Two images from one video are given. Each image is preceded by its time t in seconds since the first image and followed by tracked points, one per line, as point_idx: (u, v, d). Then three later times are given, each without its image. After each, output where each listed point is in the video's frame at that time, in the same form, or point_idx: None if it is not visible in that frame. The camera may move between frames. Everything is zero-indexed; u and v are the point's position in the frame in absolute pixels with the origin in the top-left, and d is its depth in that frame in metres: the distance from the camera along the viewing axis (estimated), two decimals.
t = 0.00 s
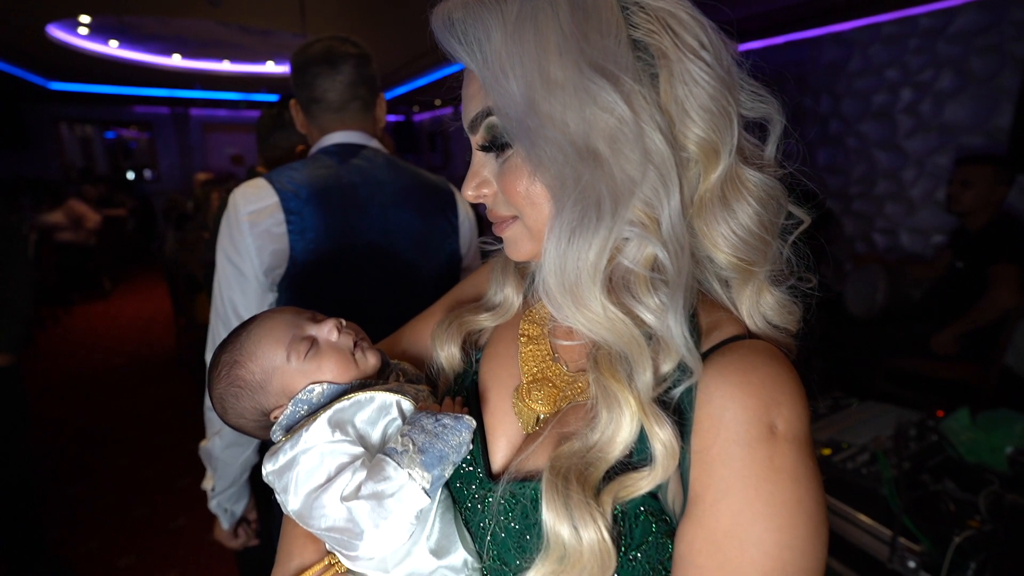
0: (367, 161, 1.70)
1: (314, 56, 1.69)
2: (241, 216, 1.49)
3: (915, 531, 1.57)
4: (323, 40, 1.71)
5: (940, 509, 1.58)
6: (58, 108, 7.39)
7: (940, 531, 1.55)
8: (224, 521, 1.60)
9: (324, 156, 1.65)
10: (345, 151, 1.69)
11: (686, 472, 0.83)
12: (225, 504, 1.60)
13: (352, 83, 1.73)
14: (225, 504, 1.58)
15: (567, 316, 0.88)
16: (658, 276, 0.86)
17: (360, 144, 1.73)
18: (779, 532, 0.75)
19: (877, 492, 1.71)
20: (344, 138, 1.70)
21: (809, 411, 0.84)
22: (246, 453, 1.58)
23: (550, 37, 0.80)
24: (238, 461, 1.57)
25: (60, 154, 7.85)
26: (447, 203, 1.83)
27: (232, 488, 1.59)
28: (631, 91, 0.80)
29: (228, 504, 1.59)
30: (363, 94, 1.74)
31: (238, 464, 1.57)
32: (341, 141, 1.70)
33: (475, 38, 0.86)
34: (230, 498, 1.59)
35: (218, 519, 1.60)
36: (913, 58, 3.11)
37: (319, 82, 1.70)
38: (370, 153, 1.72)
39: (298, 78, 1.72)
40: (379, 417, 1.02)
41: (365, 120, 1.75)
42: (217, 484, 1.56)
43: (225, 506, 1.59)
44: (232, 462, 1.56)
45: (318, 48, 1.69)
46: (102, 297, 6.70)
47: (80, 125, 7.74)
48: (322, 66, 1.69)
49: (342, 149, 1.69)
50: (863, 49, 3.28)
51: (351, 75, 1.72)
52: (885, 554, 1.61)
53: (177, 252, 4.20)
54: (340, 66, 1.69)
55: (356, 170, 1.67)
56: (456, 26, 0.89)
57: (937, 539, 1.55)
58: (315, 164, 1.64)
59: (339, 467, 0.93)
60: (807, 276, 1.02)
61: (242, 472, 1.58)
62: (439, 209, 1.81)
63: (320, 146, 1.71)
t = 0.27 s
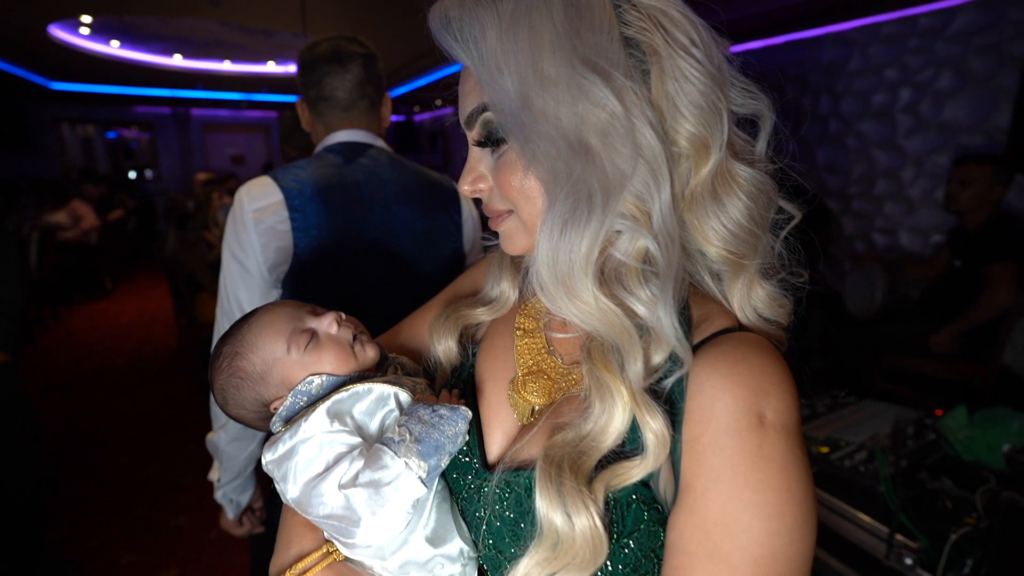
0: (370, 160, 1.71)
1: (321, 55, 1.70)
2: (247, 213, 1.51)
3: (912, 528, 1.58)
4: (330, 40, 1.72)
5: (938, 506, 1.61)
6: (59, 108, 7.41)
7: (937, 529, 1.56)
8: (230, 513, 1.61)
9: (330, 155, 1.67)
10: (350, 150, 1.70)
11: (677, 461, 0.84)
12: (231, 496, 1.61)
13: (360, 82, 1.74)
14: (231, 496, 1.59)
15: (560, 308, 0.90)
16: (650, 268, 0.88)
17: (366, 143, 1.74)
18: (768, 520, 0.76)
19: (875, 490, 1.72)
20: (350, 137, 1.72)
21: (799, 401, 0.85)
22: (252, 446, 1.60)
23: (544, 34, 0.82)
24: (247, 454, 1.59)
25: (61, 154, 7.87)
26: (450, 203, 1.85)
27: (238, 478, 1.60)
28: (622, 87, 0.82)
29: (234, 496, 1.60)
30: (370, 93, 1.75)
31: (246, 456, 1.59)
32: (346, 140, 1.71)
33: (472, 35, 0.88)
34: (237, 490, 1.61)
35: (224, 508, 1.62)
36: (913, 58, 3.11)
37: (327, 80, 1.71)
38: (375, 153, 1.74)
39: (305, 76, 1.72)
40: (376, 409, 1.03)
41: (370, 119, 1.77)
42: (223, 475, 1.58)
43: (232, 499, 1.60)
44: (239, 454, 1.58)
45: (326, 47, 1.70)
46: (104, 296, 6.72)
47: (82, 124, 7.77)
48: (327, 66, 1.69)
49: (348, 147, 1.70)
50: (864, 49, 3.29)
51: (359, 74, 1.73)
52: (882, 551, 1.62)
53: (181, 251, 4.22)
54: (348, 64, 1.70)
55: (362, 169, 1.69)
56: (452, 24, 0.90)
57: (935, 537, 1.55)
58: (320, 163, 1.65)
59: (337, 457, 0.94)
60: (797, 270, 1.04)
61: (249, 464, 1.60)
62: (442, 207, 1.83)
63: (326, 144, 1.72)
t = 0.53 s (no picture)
0: (374, 159, 1.73)
1: (330, 52, 1.70)
2: (253, 211, 1.54)
3: (910, 526, 1.59)
4: (338, 38, 1.73)
5: (935, 504, 1.62)
6: (61, 108, 7.44)
7: (935, 525, 1.57)
8: (237, 498, 1.68)
9: (336, 153, 1.69)
10: (357, 148, 1.72)
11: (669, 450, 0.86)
12: (238, 483, 1.67)
13: (368, 81, 1.75)
14: (237, 483, 1.65)
15: (556, 300, 0.92)
16: (644, 260, 0.90)
17: (373, 142, 1.76)
18: (759, 508, 0.77)
19: (873, 488, 1.72)
20: (356, 135, 1.73)
21: (792, 393, 0.86)
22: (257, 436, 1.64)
23: (539, 31, 0.83)
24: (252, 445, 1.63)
25: (63, 153, 7.89)
26: (454, 202, 1.87)
27: (243, 467, 1.65)
28: (616, 82, 0.83)
29: (239, 483, 1.66)
30: (377, 93, 1.77)
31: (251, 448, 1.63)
32: (351, 138, 1.73)
33: (469, 33, 0.89)
34: (242, 478, 1.66)
35: (231, 494, 1.68)
36: (914, 58, 3.12)
37: (337, 78, 1.72)
38: (380, 152, 1.75)
39: (313, 73, 1.72)
40: (375, 400, 1.05)
41: (376, 118, 1.78)
42: (230, 465, 1.63)
43: (239, 485, 1.67)
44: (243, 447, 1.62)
45: (334, 45, 1.72)
46: (105, 295, 6.74)
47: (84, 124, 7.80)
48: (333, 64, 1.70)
49: (354, 145, 1.72)
50: (865, 49, 3.30)
51: (368, 73, 1.74)
52: (881, 548, 1.63)
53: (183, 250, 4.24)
54: (356, 64, 1.71)
55: (367, 167, 1.71)
56: (450, 22, 0.92)
57: (933, 535, 1.56)
58: (326, 160, 1.67)
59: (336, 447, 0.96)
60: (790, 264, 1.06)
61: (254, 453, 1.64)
62: (446, 206, 1.84)
63: (332, 141, 1.73)
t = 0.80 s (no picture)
0: (377, 156, 1.75)
1: (335, 50, 1.72)
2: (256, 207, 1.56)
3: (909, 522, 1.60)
4: (344, 36, 1.74)
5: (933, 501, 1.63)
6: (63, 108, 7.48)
7: (933, 523, 1.58)
8: (243, 486, 1.70)
9: (338, 150, 1.70)
10: (360, 146, 1.73)
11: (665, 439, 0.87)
12: (243, 471, 1.68)
13: (374, 79, 1.77)
14: (243, 471, 1.67)
15: (554, 292, 0.93)
16: (640, 253, 0.91)
17: (376, 140, 1.77)
18: (753, 496, 0.77)
19: (871, 484, 1.75)
20: (360, 133, 1.74)
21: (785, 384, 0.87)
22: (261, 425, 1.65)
23: (538, 28, 0.85)
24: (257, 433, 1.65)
25: (65, 153, 7.93)
26: (456, 200, 1.88)
27: (247, 455, 1.67)
28: (612, 79, 0.85)
29: (245, 471, 1.68)
30: (381, 91, 1.79)
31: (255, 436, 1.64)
32: (355, 136, 1.74)
33: (469, 30, 0.91)
34: (248, 465, 1.68)
35: (236, 482, 1.70)
36: (914, 58, 3.13)
37: (343, 76, 1.74)
38: (383, 150, 1.77)
39: (318, 70, 1.74)
40: (377, 391, 1.07)
41: (379, 116, 1.80)
42: (235, 454, 1.65)
43: (244, 473, 1.69)
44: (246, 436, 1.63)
45: (339, 43, 1.73)
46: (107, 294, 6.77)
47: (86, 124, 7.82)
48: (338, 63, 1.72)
49: (358, 143, 1.73)
50: (865, 49, 3.31)
51: (373, 71, 1.76)
52: (880, 545, 1.64)
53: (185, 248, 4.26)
54: (360, 62, 1.73)
55: (370, 164, 1.73)
56: (450, 20, 0.93)
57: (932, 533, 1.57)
58: (328, 157, 1.69)
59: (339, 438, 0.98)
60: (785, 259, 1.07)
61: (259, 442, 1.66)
62: (447, 204, 1.86)
63: (336, 138, 1.75)
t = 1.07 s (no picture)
0: (376, 154, 1.76)
1: (334, 49, 1.73)
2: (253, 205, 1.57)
3: (907, 520, 1.60)
4: (342, 34, 1.76)
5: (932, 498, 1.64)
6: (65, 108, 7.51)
7: (932, 521, 1.58)
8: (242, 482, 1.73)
9: (337, 148, 1.72)
10: (359, 145, 1.74)
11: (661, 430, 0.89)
12: (241, 468, 1.70)
13: (372, 78, 1.79)
14: (241, 468, 1.69)
15: (552, 285, 0.95)
16: (638, 247, 0.93)
17: (375, 138, 1.78)
18: (747, 484, 0.78)
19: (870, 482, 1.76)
20: (359, 131, 1.75)
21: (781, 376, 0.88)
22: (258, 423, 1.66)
23: (537, 26, 0.86)
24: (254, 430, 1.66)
25: (67, 153, 7.96)
26: (454, 198, 1.90)
27: (245, 453, 1.68)
28: (610, 75, 0.87)
29: (243, 468, 1.70)
30: (380, 89, 1.80)
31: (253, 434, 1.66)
32: (355, 134, 1.75)
33: (469, 28, 0.92)
34: (246, 462, 1.70)
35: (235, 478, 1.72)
36: (914, 58, 3.14)
37: (341, 75, 1.76)
38: (383, 149, 1.78)
39: (318, 69, 1.76)
40: (378, 384, 1.08)
41: (379, 114, 1.81)
42: (233, 451, 1.67)
43: (243, 470, 1.71)
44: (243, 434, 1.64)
45: (338, 41, 1.74)
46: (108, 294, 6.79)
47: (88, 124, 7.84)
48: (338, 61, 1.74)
49: (357, 141, 1.75)
50: (865, 49, 3.32)
51: (372, 69, 1.78)
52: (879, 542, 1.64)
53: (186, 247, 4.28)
54: (359, 60, 1.75)
55: (369, 162, 1.74)
56: (451, 18, 0.95)
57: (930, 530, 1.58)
58: (328, 155, 1.70)
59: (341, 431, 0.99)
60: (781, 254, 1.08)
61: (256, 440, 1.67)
62: (445, 202, 1.88)
63: (335, 137, 1.76)
